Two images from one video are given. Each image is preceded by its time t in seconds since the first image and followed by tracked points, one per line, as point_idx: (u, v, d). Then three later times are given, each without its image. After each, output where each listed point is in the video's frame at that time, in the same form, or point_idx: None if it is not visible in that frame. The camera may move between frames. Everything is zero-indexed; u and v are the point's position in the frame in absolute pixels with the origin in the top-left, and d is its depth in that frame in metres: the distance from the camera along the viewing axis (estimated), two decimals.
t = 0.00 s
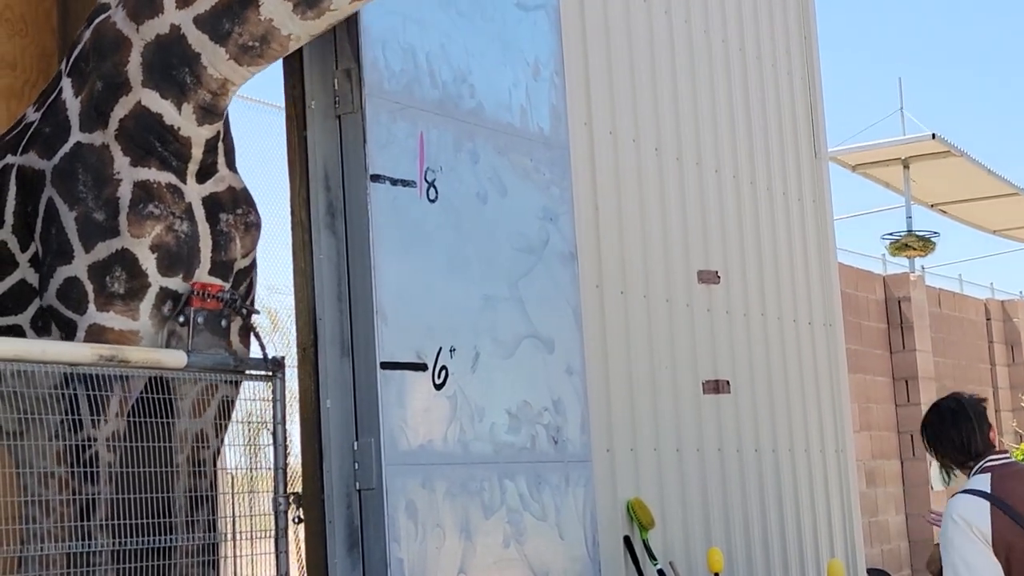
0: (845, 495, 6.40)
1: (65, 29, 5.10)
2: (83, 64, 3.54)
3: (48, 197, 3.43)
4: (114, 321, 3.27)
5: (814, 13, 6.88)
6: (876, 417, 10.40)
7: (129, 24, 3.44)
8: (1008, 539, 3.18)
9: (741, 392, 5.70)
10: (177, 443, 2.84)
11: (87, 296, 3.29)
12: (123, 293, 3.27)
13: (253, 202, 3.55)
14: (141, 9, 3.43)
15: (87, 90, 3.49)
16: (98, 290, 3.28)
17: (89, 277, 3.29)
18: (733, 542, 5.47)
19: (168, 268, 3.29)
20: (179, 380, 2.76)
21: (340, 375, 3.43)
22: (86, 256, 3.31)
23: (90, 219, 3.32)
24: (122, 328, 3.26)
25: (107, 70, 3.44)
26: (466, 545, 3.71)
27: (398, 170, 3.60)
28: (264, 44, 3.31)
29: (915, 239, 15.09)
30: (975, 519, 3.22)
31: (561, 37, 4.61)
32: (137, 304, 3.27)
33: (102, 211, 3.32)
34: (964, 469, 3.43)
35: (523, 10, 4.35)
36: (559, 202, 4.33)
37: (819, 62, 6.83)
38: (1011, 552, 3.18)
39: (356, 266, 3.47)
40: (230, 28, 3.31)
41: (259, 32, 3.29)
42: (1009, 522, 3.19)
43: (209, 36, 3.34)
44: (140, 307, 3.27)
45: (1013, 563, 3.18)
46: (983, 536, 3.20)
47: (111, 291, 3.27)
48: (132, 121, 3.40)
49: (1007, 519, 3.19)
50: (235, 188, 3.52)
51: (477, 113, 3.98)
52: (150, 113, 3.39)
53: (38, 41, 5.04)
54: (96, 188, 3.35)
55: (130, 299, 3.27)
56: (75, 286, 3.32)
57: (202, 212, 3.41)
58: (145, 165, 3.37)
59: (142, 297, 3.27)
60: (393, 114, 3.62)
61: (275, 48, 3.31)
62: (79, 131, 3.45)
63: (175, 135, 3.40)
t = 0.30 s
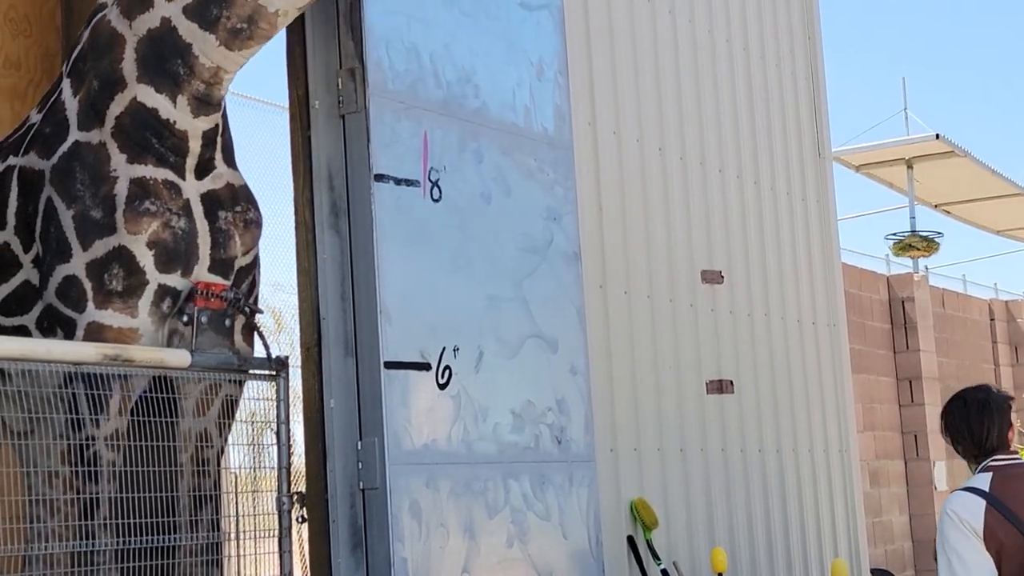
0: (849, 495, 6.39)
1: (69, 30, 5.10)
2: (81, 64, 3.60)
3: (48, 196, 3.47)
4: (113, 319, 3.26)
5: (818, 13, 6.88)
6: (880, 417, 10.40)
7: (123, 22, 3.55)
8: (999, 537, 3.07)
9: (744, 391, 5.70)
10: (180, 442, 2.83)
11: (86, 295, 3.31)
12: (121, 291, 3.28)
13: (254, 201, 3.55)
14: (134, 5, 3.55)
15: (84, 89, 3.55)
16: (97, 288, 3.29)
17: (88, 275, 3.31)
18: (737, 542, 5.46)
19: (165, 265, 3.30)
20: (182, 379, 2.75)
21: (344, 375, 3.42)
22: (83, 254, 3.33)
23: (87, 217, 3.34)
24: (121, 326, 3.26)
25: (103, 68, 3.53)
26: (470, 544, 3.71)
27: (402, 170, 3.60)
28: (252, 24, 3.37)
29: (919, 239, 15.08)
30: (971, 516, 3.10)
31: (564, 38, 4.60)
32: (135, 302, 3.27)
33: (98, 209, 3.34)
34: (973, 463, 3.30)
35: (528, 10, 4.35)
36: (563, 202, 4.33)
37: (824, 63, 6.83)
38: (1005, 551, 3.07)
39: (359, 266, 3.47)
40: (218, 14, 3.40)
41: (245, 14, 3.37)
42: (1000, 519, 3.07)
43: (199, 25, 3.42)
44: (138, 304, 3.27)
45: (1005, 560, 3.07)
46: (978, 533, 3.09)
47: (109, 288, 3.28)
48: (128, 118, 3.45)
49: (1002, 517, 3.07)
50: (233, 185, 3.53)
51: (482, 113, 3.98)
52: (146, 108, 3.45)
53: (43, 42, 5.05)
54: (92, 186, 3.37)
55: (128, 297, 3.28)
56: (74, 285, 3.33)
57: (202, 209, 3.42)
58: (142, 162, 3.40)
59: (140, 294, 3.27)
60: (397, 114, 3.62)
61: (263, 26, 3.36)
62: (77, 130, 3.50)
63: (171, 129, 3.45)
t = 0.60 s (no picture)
0: (851, 495, 6.40)
1: (71, 29, 5.10)
2: (82, 64, 3.63)
3: (48, 197, 3.49)
4: (115, 318, 3.25)
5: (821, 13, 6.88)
6: (883, 418, 10.39)
7: (120, 20, 3.56)
8: (1009, 536, 3.04)
9: (748, 391, 5.70)
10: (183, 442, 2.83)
11: (87, 294, 3.30)
12: (122, 290, 3.27)
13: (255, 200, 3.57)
14: (129, 4, 3.54)
15: (85, 88, 3.58)
16: (98, 287, 3.29)
17: (90, 275, 3.31)
18: (740, 543, 5.47)
19: (166, 263, 3.30)
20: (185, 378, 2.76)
21: (347, 375, 3.42)
22: (84, 253, 3.33)
23: (88, 216, 3.36)
24: (122, 325, 3.25)
25: (102, 68, 3.55)
26: (473, 544, 3.71)
27: (404, 169, 3.60)
28: (243, 16, 3.38)
29: (922, 239, 15.08)
30: (981, 516, 3.06)
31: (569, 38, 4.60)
32: (136, 301, 3.27)
33: (99, 208, 3.35)
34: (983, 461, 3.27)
35: (531, 10, 4.35)
36: (567, 202, 4.33)
37: (827, 63, 6.83)
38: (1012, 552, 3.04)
39: (362, 265, 3.47)
40: (209, 6, 3.41)
41: (236, 6, 3.37)
42: (1010, 518, 3.04)
43: (192, 19, 3.42)
44: (140, 304, 3.27)
45: (1013, 560, 3.04)
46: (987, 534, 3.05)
47: (111, 288, 3.28)
48: (126, 117, 3.46)
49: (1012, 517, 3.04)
50: (235, 183, 3.55)
51: (485, 113, 3.98)
52: (144, 107, 3.46)
53: (45, 40, 5.04)
54: (93, 186, 3.39)
55: (129, 296, 3.27)
56: (75, 285, 3.34)
57: (202, 208, 3.42)
58: (141, 161, 3.41)
59: (141, 293, 3.27)
60: (400, 113, 3.62)
61: (253, 17, 3.36)
62: (77, 129, 3.52)
63: (169, 126, 3.46)
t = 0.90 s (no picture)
0: (856, 496, 6.40)
1: (76, 29, 5.09)
2: (85, 65, 3.69)
3: (49, 197, 3.53)
4: (117, 318, 3.30)
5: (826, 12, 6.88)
6: (888, 417, 10.39)
7: (122, 21, 3.60)
8: None
9: (753, 391, 5.69)
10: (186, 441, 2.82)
11: (89, 294, 3.35)
12: (123, 290, 3.31)
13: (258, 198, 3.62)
14: (131, 4, 3.58)
15: (87, 89, 3.64)
16: (100, 287, 3.33)
17: (91, 274, 3.35)
18: (745, 543, 5.46)
19: (169, 263, 3.33)
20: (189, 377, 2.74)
21: (353, 374, 3.43)
22: (86, 253, 3.38)
23: (90, 216, 3.40)
24: (125, 324, 3.29)
25: (103, 67, 3.60)
26: (478, 544, 3.71)
27: (410, 169, 3.60)
28: (243, 21, 3.38)
29: (927, 239, 15.07)
30: (1001, 515, 3.04)
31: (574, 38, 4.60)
32: (138, 301, 3.31)
33: (101, 208, 3.40)
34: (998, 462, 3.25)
35: (536, 9, 4.35)
36: (571, 201, 4.33)
37: (832, 62, 6.83)
38: None
39: (367, 264, 3.47)
40: (209, 10, 3.42)
41: (237, 9, 3.37)
42: None
43: (193, 22, 3.44)
44: (141, 304, 3.31)
45: None
46: (1006, 533, 3.03)
47: (112, 287, 3.32)
48: (128, 117, 3.51)
49: None
50: (237, 183, 3.60)
51: (490, 112, 3.98)
52: (144, 107, 3.50)
53: (51, 41, 5.04)
54: (95, 185, 3.44)
55: (131, 296, 3.31)
56: (77, 284, 3.38)
57: (203, 208, 3.46)
58: (142, 161, 3.45)
59: (142, 293, 3.31)
60: (406, 113, 3.62)
61: (254, 22, 3.37)
62: (79, 129, 3.58)
63: (170, 126, 3.50)
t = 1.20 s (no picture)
0: (859, 497, 6.39)
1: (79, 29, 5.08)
2: (86, 64, 3.58)
3: (49, 198, 3.43)
4: (116, 318, 3.22)
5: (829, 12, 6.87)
6: (890, 417, 10.39)
7: (123, 23, 3.50)
8: None
9: (755, 392, 5.69)
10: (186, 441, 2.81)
11: (89, 294, 3.26)
12: (123, 291, 3.23)
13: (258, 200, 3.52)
14: (133, 6, 3.49)
15: (88, 90, 3.52)
16: (99, 288, 3.25)
17: (91, 276, 3.26)
18: (747, 544, 5.46)
19: (169, 265, 3.24)
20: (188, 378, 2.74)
21: (355, 375, 3.43)
22: (86, 254, 3.28)
23: (89, 217, 3.30)
24: (124, 325, 3.22)
25: (104, 69, 3.49)
26: (480, 544, 3.71)
27: (412, 170, 3.60)
28: (242, 33, 3.32)
29: (931, 240, 15.04)
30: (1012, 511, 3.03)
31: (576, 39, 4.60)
32: (138, 302, 3.23)
33: (100, 209, 3.30)
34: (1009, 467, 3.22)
35: (539, 10, 4.35)
36: (573, 201, 4.33)
37: (835, 62, 6.83)
38: None
39: (370, 265, 3.47)
40: (210, 19, 3.34)
41: (235, 21, 3.31)
42: None
43: (194, 30, 3.37)
44: (141, 304, 3.23)
45: None
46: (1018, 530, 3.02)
47: (112, 288, 3.24)
48: (128, 119, 3.39)
49: None
50: (237, 184, 3.48)
51: (492, 112, 3.98)
52: (145, 109, 3.39)
53: (54, 40, 5.03)
54: (94, 186, 3.33)
55: (131, 297, 3.23)
56: (76, 285, 3.29)
57: (203, 209, 3.36)
58: (142, 163, 3.34)
59: (142, 294, 3.23)
60: (408, 114, 3.62)
61: (252, 36, 3.31)
62: (79, 130, 3.47)
63: (171, 129, 3.38)
